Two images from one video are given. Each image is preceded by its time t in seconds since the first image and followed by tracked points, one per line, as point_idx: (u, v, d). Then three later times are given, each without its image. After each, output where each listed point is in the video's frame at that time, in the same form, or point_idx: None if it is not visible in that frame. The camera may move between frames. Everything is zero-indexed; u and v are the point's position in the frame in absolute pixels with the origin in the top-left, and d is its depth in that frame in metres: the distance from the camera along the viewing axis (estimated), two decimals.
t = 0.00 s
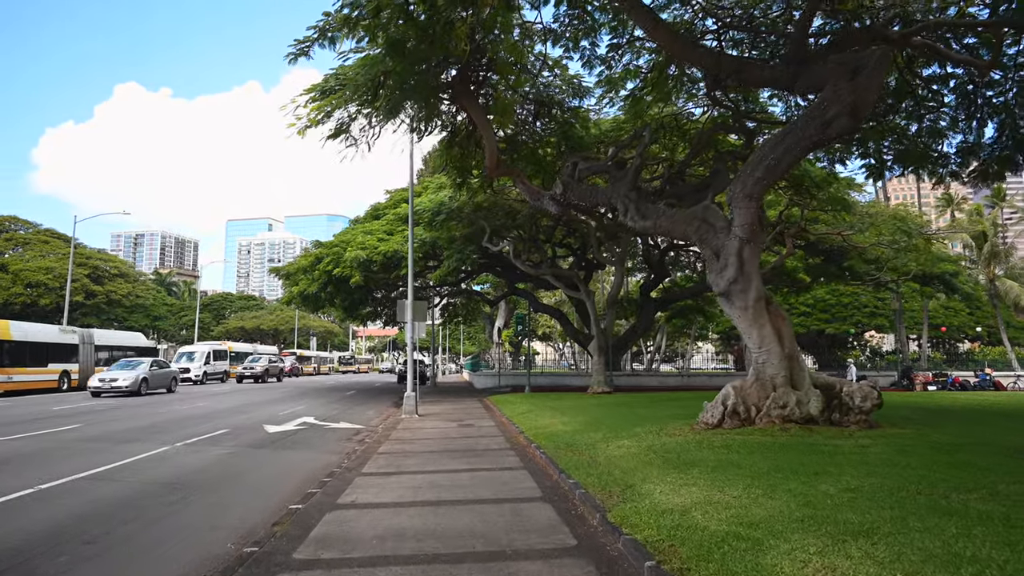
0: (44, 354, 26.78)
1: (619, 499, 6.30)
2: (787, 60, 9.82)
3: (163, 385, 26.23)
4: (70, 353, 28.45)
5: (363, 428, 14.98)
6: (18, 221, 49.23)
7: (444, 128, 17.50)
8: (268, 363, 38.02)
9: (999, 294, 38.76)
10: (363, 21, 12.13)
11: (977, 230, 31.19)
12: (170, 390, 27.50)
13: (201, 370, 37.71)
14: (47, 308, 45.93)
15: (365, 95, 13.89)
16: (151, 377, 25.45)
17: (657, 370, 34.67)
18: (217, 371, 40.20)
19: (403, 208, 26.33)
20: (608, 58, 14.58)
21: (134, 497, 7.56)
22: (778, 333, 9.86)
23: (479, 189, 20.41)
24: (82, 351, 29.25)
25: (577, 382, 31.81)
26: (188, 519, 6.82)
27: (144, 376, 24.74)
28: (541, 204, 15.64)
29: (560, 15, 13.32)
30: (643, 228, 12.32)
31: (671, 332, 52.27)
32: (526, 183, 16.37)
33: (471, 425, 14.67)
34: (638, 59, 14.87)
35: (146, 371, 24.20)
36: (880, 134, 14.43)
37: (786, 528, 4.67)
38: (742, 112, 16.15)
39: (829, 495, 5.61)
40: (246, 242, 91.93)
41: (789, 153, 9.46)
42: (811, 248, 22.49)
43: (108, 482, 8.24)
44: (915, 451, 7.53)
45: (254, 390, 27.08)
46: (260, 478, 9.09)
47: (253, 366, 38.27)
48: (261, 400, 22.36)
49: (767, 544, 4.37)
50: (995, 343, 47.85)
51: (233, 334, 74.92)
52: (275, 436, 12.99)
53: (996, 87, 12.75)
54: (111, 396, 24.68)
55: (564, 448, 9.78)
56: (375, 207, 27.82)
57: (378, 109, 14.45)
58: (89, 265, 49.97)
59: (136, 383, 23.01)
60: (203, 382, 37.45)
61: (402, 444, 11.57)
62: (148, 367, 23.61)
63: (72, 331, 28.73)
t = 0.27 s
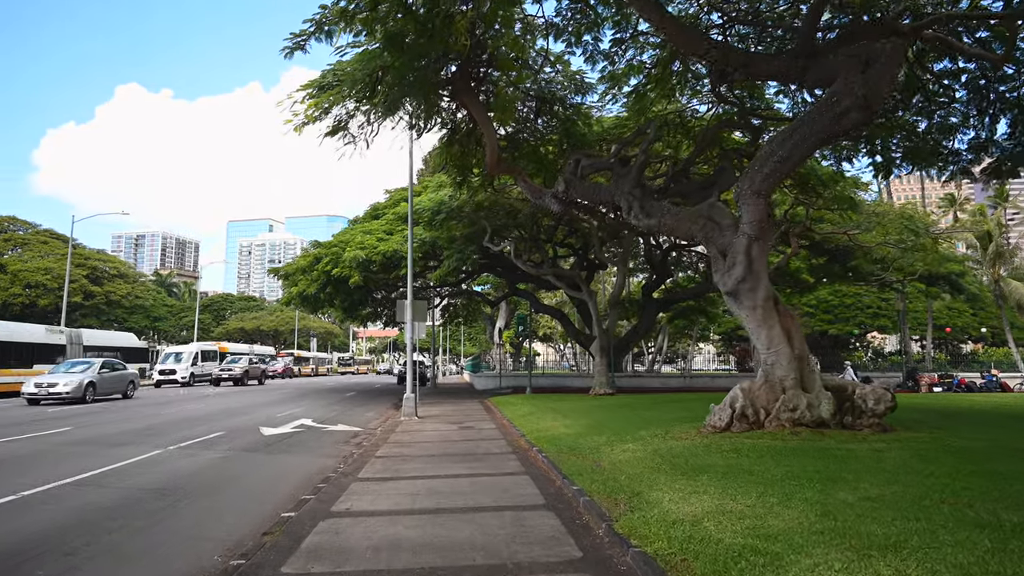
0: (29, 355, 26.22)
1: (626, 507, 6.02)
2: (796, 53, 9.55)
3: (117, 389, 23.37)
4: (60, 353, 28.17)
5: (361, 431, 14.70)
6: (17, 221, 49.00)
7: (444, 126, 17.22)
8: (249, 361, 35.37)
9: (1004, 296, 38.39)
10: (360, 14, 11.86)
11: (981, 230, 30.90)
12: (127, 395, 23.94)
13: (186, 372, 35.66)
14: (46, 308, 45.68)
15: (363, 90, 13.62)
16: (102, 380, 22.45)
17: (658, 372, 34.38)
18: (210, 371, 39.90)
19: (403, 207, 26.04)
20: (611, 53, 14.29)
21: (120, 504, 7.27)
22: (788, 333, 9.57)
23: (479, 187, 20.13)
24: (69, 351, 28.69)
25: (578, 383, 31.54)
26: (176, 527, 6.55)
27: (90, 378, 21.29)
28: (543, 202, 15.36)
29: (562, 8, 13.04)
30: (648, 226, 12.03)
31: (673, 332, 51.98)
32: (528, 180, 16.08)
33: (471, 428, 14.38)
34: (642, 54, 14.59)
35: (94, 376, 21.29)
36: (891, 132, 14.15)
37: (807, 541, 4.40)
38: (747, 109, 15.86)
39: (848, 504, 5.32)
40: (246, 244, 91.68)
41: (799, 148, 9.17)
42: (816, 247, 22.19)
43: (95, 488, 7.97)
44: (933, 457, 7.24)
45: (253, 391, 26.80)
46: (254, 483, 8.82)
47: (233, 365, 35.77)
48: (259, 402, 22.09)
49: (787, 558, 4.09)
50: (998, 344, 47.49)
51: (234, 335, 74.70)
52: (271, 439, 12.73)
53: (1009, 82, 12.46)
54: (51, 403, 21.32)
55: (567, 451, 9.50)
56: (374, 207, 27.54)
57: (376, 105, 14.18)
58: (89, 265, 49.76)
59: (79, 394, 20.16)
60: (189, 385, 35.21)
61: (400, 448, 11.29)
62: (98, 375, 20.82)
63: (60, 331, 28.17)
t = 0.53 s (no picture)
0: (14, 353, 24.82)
1: (638, 513, 5.69)
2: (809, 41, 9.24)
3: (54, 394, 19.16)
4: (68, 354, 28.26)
5: (360, 432, 14.38)
6: (17, 221, 48.78)
7: (446, 121, 16.92)
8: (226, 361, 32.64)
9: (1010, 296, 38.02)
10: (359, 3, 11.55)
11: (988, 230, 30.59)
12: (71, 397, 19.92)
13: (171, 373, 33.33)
14: (46, 309, 45.43)
15: (361, 83, 13.32)
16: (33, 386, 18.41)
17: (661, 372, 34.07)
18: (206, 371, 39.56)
19: (403, 205, 25.73)
20: (616, 46, 13.97)
21: (107, 508, 6.95)
22: (801, 331, 9.25)
23: (481, 184, 19.81)
24: (60, 352, 27.25)
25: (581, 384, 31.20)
26: (165, 533, 6.23)
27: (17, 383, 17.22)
28: (546, 198, 15.03)
29: None
30: (654, 222, 11.67)
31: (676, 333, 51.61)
32: (531, 177, 15.73)
33: (473, 428, 14.08)
34: (648, 47, 14.28)
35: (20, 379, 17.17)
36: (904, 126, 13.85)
37: (837, 551, 4.10)
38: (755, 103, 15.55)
39: (875, 510, 5.01)
40: (247, 245, 91.38)
41: (813, 139, 8.86)
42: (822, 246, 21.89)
43: (84, 490, 7.65)
44: (958, 459, 6.93)
45: (252, 392, 26.48)
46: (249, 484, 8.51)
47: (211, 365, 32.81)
48: (258, 402, 21.77)
49: (818, 571, 3.79)
50: (1003, 345, 47.09)
51: (235, 335, 74.51)
52: (268, 440, 12.41)
53: None
54: None
55: (572, 453, 9.18)
56: (374, 205, 27.22)
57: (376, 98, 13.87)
58: (88, 265, 49.52)
59: (5, 406, 16.52)
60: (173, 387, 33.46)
61: (400, 449, 10.96)
62: (29, 382, 17.15)
63: (48, 331, 26.75)
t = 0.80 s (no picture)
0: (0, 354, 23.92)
1: (653, 523, 5.38)
2: (826, 29, 8.89)
3: None
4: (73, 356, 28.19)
5: (361, 434, 14.06)
6: (17, 221, 48.53)
7: (448, 117, 16.59)
8: (199, 360, 30.19)
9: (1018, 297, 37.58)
10: None
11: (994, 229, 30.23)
12: None
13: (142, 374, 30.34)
14: (46, 309, 45.15)
15: (361, 76, 12.99)
16: None
17: (665, 372, 33.73)
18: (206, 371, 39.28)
19: (404, 204, 25.40)
20: (623, 39, 13.64)
21: (95, 516, 6.65)
22: (817, 331, 8.95)
23: (484, 182, 19.49)
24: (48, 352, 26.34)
25: (584, 385, 30.87)
26: (153, 544, 5.91)
27: None
28: (551, 195, 14.69)
29: None
30: (663, 218, 11.30)
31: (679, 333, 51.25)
32: (535, 174, 15.38)
33: (476, 431, 13.77)
34: (655, 40, 13.96)
35: None
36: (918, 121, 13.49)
37: (875, 568, 3.79)
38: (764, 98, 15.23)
39: (909, 522, 4.69)
40: (248, 245, 91.14)
41: (831, 132, 8.55)
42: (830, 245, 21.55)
43: (72, 496, 7.35)
44: (987, 465, 6.61)
45: (251, 393, 26.16)
46: (245, 489, 8.18)
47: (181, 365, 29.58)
48: (257, 403, 21.46)
49: None
50: (1009, 346, 46.64)
51: (236, 335, 74.27)
52: (266, 443, 12.11)
53: None
54: None
55: (580, 458, 8.85)
56: (375, 204, 26.90)
57: (377, 92, 13.56)
58: (88, 265, 49.26)
59: None
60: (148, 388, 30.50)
61: (402, 452, 10.63)
62: None
63: (36, 330, 25.84)
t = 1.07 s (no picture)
0: None
1: (669, 532, 5.07)
2: (842, 18, 8.54)
3: None
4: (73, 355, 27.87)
5: (361, 435, 13.78)
6: (17, 220, 48.25)
7: (450, 113, 16.29)
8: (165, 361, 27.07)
9: None
10: None
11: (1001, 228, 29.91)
12: None
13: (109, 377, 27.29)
14: (45, 309, 44.86)
15: (361, 68, 12.66)
16: None
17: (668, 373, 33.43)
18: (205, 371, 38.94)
19: (405, 202, 25.10)
20: (629, 32, 13.33)
21: (81, 523, 6.35)
22: (833, 330, 8.65)
23: (486, 179, 19.21)
24: (34, 352, 25.73)
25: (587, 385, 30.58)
26: (139, 553, 5.60)
27: None
28: (555, 192, 14.37)
29: None
30: (671, 215, 11.00)
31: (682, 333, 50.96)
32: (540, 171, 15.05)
33: (479, 432, 13.46)
34: (661, 33, 13.64)
35: None
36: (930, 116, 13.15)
37: None
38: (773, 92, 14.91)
39: (944, 533, 4.39)
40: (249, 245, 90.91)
41: (848, 123, 8.23)
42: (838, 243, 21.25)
43: (59, 502, 7.06)
44: (1017, 470, 6.31)
45: (251, 393, 25.88)
46: (240, 492, 7.90)
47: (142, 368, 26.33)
48: (257, 404, 21.15)
49: None
50: (1014, 346, 46.26)
51: (236, 335, 74.03)
52: (264, 444, 11.82)
53: None
54: None
55: (588, 461, 8.54)
56: (376, 203, 26.59)
57: (378, 87, 13.24)
58: (88, 265, 48.99)
59: None
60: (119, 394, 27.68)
61: (403, 455, 10.33)
62: None
63: (23, 329, 25.28)
